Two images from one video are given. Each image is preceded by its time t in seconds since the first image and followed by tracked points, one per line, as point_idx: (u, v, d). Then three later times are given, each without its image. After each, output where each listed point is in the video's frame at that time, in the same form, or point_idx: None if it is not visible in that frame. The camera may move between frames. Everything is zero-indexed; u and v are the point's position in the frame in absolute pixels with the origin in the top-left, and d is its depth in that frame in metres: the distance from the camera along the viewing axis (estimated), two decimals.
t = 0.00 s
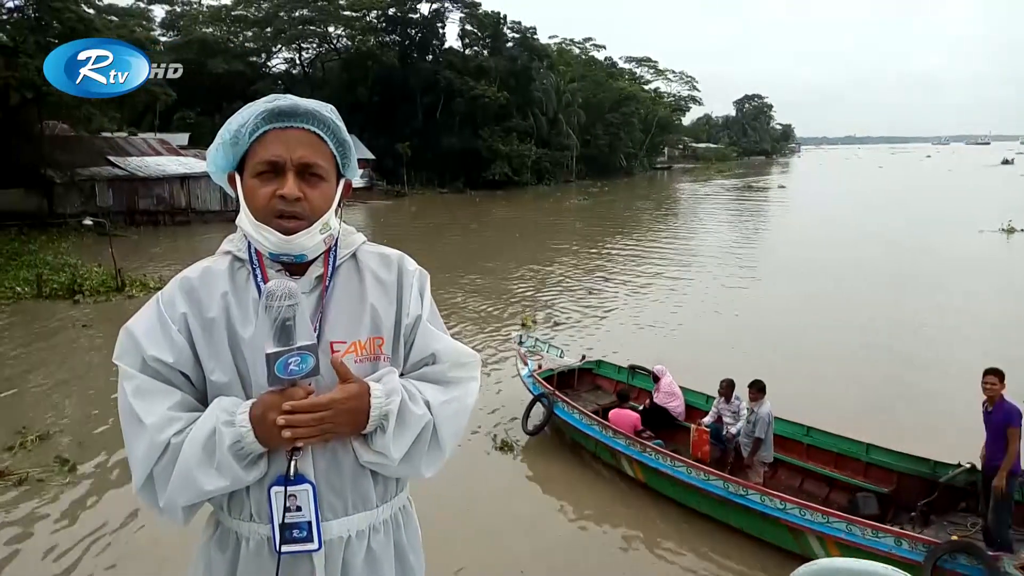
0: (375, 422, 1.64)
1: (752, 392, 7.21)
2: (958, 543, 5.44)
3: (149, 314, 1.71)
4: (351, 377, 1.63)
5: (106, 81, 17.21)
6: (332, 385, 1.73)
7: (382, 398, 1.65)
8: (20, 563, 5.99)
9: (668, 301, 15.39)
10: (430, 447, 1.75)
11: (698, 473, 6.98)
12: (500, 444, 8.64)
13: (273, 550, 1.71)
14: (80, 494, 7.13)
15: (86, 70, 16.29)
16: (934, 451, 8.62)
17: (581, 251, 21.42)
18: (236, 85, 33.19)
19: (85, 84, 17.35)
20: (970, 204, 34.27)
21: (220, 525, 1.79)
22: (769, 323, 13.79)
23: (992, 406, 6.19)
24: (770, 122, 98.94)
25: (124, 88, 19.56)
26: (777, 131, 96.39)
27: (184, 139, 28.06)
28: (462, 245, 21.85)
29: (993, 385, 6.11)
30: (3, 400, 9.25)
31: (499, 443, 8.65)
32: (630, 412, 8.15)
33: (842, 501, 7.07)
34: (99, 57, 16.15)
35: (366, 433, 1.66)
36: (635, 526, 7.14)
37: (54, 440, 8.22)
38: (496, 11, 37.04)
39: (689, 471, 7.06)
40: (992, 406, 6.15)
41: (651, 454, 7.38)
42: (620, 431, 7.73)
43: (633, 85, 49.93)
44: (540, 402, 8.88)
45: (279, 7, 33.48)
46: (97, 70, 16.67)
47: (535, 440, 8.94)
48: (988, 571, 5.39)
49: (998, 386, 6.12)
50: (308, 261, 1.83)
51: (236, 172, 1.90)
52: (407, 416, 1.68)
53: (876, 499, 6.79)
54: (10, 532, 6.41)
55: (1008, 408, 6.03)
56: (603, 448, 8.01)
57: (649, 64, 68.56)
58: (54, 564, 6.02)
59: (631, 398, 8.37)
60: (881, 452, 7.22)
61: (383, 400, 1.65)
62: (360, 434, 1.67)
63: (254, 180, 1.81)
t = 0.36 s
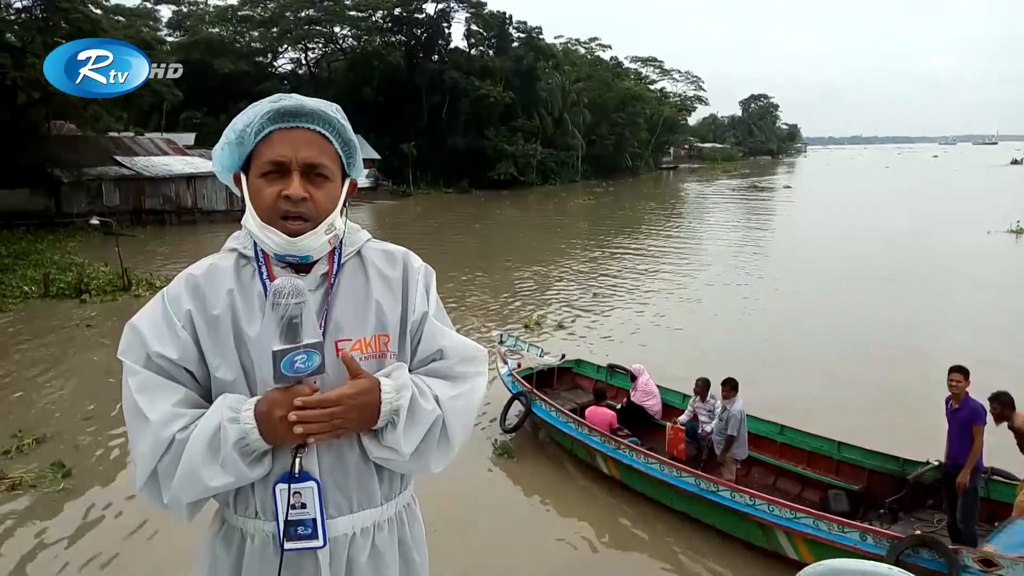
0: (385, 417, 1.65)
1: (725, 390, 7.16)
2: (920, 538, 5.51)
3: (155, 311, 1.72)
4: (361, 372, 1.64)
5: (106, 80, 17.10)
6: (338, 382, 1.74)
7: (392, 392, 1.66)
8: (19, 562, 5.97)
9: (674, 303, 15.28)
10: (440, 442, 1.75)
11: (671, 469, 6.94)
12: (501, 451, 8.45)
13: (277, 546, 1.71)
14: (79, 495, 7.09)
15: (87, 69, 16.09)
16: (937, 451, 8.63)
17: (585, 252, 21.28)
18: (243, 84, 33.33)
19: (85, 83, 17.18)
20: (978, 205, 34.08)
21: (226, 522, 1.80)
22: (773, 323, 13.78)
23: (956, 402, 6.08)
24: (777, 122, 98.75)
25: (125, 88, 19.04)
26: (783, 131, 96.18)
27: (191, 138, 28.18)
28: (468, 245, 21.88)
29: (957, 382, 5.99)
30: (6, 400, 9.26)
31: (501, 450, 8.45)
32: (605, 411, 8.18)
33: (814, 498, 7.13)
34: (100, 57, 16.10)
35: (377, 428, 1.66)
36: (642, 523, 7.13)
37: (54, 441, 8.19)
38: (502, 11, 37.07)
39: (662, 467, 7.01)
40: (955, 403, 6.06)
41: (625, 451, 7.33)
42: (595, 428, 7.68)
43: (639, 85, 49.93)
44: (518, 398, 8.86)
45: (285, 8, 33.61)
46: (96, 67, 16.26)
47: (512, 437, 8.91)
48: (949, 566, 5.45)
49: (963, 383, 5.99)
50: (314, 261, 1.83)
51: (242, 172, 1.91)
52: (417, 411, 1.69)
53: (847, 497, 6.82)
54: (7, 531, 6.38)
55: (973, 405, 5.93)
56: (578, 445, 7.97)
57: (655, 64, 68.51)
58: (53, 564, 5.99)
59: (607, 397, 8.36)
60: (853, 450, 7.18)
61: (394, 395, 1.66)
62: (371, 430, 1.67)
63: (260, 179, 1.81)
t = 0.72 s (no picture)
0: (403, 410, 1.64)
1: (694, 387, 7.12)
2: (873, 531, 5.48)
3: (158, 311, 1.72)
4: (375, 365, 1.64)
5: (106, 81, 16.71)
6: (343, 381, 1.74)
7: (408, 385, 1.66)
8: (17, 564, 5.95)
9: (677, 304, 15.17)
10: (454, 436, 1.74)
11: (637, 466, 7.01)
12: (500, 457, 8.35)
13: (281, 546, 1.71)
14: (80, 497, 7.08)
15: (87, 70, 15.74)
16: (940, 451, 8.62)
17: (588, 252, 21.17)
18: (248, 84, 33.41)
19: (85, 84, 16.87)
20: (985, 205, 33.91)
21: (229, 522, 1.80)
22: (778, 324, 13.76)
23: (913, 400, 6.24)
24: (782, 122, 98.54)
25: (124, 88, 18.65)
26: (789, 131, 95.97)
27: (196, 138, 28.28)
28: (473, 245, 21.89)
29: (914, 379, 6.16)
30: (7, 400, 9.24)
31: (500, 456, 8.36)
32: (577, 408, 8.28)
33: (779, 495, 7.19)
34: (99, 57, 15.87)
35: (396, 421, 1.66)
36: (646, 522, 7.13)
37: (54, 442, 8.16)
38: (507, 11, 37.08)
39: (629, 465, 7.07)
40: (912, 400, 6.20)
41: (593, 448, 7.41)
42: (566, 426, 7.76)
43: (644, 85, 49.89)
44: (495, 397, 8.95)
45: (290, 8, 33.71)
46: (96, 67, 15.87)
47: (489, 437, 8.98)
48: (901, 559, 5.38)
49: (920, 381, 6.17)
50: (317, 259, 1.83)
51: (246, 172, 1.90)
52: (436, 405, 1.70)
53: (812, 493, 6.86)
54: (6, 533, 6.37)
55: (929, 402, 6.08)
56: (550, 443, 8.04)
57: (660, 64, 68.44)
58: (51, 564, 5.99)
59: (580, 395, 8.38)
60: (820, 447, 7.23)
61: (414, 388, 1.66)
62: (389, 422, 1.66)
63: (262, 180, 1.81)
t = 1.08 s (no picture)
0: (385, 417, 1.64)
1: (676, 386, 7.21)
2: (854, 528, 5.44)
3: (164, 312, 1.72)
4: (367, 370, 1.64)
5: (106, 81, 16.79)
6: (345, 380, 1.74)
7: (393, 393, 1.66)
8: (20, 562, 5.99)
9: (681, 305, 15.12)
10: (442, 443, 1.74)
11: (622, 465, 7.05)
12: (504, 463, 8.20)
13: (285, 546, 1.71)
14: (84, 495, 7.14)
15: (87, 70, 15.83)
16: (943, 452, 8.61)
17: (591, 252, 21.12)
18: (255, 84, 33.53)
19: (85, 84, 16.99)
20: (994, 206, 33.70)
21: (234, 521, 1.80)
22: (782, 325, 13.74)
23: (890, 399, 6.25)
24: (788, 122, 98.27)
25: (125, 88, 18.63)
26: (795, 131, 95.74)
27: (203, 138, 28.40)
28: (478, 246, 21.90)
29: (890, 378, 6.19)
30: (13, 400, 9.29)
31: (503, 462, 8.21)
32: (562, 408, 8.29)
33: (764, 493, 7.21)
34: (99, 57, 15.96)
35: (378, 428, 1.66)
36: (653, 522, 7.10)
37: (59, 442, 8.20)
38: (513, 11, 37.14)
39: (615, 463, 7.14)
40: (889, 399, 6.21)
41: (579, 447, 7.46)
42: (552, 426, 7.79)
43: (650, 85, 49.85)
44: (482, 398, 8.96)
45: (297, 8, 33.85)
46: (97, 67, 15.95)
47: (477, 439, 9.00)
48: (881, 556, 5.37)
49: (896, 380, 6.21)
50: (322, 259, 1.83)
51: (252, 172, 1.91)
52: (417, 411, 1.69)
53: (796, 491, 6.92)
54: (13, 532, 6.42)
55: (905, 400, 6.10)
56: (535, 442, 8.06)
57: (666, 63, 68.38)
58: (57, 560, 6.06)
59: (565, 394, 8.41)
60: (803, 445, 7.25)
61: (395, 396, 1.66)
62: (373, 428, 1.67)
63: (268, 180, 1.82)
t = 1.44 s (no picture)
0: (409, 415, 1.65)
1: (643, 384, 7.16)
2: (808, 522, 5.54)
3: (183, 309, 1.73)
4: (385, 369, 1.65)
5: (106, 80, 17.04)
6: (362, 379, 1.74)
7: (416, 391, 1.66)
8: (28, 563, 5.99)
9: (696, 307, 14.98)
10: (461, 441, 1.74)
11: (587, 461, 7.08)
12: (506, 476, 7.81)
13: (299, 543, 1.72)
14: (95, 497, 7.11)
15: (86, 69, 15.99)
16: (960, 455, 8.51)
17: (606, 254, 20.95)
18: (272, 85, 33.78)
19: (85, 83, 17.20)
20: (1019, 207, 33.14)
21: (248, 519, 1.81)
22: (799, 327, 13.62)
23: (847, 395, 6.35)
24: (807, 122, 97.36)
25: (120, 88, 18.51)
26: (813, 132, 94.95)
27: (221, 138, 28.64)
28: (493, 245, 21.88)
29: (847, 375, 6.26)
30: (32, 398, 9.37)
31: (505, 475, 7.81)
32: (531, 405, 8.27)
33: (731, 489, 7.28)
34: (100, 57, 15.99)
35: (401, 426, 1.66)
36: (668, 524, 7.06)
37: (74, 440, 8.25)
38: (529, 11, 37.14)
39: (581, 460, 7.14)
40: (845, 395, 6.31)
41: (547, 445, 7.44)
42: (520, 423, 7.79)
43: (667, 85, 49.60)
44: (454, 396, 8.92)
45: (314, 9, 34.10)
46: (96, 66, 16.01)
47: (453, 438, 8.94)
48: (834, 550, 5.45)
49: (853, 376, 6.28)
50: (339, 260, 1.84)
51: (271, 171, 1.92)
52: (441, 410, 1.69)
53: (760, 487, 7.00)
54: (31, 528, 6.50)
55: (862, 397, 6.22)
56: (505, 440, 8.05)
57: (683, 63, 68.06)
58: (62, 565, 6.01)
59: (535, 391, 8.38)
60: (768, 441, 7.27)
61: (420, 394, 1.66)
62: (395, 427, 1.67)
63: (288, 180, 1.82)
